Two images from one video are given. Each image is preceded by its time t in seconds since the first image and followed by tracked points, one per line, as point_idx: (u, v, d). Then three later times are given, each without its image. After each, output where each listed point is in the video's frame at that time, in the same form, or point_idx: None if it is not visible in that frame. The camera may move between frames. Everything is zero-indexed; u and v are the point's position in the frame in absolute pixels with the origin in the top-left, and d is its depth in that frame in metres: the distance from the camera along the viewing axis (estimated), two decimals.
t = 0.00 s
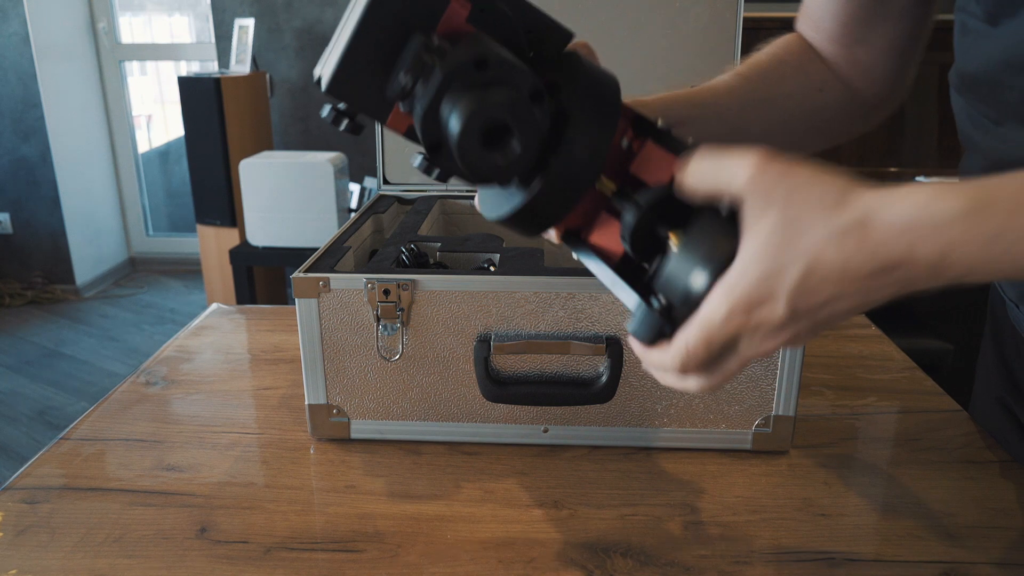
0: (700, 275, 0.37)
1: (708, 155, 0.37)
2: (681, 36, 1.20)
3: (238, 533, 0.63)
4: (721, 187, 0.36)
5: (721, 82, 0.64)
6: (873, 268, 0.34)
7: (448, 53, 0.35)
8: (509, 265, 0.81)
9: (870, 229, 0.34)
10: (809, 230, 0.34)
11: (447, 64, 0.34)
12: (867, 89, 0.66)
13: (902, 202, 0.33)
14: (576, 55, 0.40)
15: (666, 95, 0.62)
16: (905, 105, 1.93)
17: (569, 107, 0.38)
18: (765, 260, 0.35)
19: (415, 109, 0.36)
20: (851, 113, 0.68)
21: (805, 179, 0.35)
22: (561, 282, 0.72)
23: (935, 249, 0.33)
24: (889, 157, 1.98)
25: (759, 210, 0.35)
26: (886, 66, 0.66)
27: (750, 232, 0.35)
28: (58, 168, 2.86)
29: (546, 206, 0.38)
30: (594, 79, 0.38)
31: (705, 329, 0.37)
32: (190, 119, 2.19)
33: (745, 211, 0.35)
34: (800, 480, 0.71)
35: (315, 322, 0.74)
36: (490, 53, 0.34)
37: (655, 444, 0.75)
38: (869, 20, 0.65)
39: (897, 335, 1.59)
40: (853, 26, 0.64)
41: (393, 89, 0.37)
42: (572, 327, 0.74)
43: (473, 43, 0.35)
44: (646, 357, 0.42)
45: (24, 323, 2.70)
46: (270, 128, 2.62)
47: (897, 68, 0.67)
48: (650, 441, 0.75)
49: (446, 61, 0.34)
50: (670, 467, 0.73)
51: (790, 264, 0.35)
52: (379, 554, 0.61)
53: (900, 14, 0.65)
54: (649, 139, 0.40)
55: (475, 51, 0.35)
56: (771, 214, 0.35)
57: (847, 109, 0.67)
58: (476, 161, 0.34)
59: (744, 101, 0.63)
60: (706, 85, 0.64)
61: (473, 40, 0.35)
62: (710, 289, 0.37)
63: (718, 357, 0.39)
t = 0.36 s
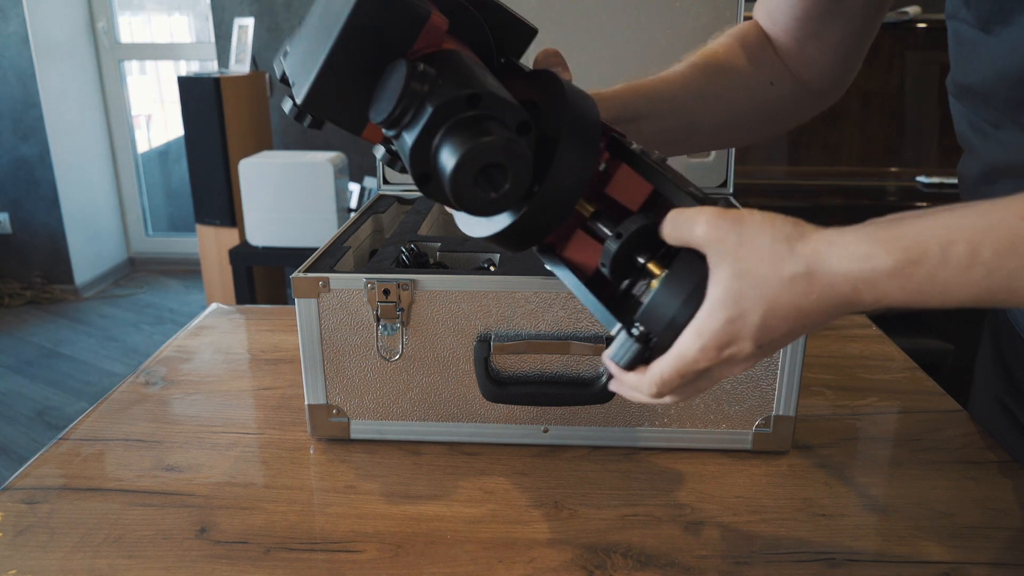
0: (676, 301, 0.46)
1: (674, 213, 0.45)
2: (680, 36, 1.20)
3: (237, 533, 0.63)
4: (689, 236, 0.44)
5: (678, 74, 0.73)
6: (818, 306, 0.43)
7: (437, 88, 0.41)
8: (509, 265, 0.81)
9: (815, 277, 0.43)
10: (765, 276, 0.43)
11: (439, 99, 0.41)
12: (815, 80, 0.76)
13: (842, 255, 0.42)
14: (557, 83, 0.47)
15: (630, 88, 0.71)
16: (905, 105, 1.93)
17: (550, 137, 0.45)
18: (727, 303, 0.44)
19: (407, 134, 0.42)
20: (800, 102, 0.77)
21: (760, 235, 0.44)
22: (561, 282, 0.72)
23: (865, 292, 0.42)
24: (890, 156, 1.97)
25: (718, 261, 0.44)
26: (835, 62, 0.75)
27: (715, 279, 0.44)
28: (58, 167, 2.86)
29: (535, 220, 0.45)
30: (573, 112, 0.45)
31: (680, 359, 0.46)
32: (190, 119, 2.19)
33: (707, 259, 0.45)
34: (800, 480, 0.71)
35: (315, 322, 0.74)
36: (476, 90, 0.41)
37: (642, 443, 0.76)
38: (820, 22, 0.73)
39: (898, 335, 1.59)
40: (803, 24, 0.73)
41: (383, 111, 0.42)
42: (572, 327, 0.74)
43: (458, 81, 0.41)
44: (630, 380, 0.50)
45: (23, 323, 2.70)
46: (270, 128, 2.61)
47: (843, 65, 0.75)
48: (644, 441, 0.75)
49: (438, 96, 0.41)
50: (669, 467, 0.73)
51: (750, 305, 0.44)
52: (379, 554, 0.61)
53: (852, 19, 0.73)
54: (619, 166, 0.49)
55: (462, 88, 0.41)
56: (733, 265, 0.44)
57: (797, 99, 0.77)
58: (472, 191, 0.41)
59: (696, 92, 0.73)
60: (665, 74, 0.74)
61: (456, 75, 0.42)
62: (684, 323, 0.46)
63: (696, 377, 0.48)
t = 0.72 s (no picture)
0: (665, 300, 0.47)
1: (664, 209, 0.45)
2: (680, 35, 1.20)
3: (237, 533, 0.63)
4: (677, 235, 0.45)
5: (665, 71, 0.74)
6: (804, 305, 0.44)
7: (428, 82, 0.41)
8: (509, 265, 0.81)
9: (800, 276, 0.43)
10: (750, 275, 0.44)
11: (430, 93, 0.41)
12: (802, 79, 0.75)
13: (826, 255, 0.42)
14: (547, 77, 0.47)
15: (620, 83, 0.71)
16: (906, 104, 1.93)
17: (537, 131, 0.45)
18: (712, 302, 0.44)
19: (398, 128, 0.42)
20: (788, 101, 0.77)
21: (745, 235, 0.44)
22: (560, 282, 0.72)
23: (850, 290, 0.42)
24: (890, 156, 1.97)
25: (705, 260, 0.45)
26: (824, 59, 0.74)
27: (700, 278, 0.45)
28: (58, 167, 2.86)
29: (522, 219, 0.46)
30: (564, 106, 0.45)
31: (666, 359, 0.46)
32: (190, 119, 2.19)
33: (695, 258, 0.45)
34: (800, 480, 0.71)
35: (315, 322, 0.74)
36: (467, 84, 0.41)
37: (641, 444, 0.75)
38: (807, 21, 0.72)
39: (898, 334, 1.59)
40: (792, 22, 0.73)
41: (372, 104, 0.42)
42: (572, 327, 0.74)
43: (450, 75, 0.41)
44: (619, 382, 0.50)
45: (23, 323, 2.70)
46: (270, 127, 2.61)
47: (831, 64, 0.75)
48: (644, 441, 0.75)
49: (429, 90, 0.41)
50: (668, 467, 0.73)
51: (734, 305, 0.44)
52: (379, 554, 0.61)
53: (842, 17, 0.72)
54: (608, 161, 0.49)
55: (452, 82, 0.41)
56: (718, 265, 0.44)
57: (785, 97, 0.76)
58: (464, 186, 0.41)
59: (683, 89, 0.73)
60: (653, 71, 0.74)
61: (448, 69, 0.42)
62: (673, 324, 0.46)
63: (682, 376, 0.48)
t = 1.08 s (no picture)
0: (671, 309, 0.46)
1: (665, 217, 0.45)
2: (680, 35, 1.20)
3: (237, 533, 0.63)
4: (680, 242, 0.44)
5: (664, 71, 0.73)
6: (809, 309, 0.44)
7: (431, 88, 0.41)
8: (509, 265, 0.81)
9: (806, 281, 0.43)
10: (756, 280, 0.44)
11: (433, 100, 0.41)
12: (801, 79, 0.76)
13: (832, 260, 0.42)
14: (548, 80, 0.47)
15: (620, 83, 0.71)
16: (906, 104, 1.93)
17: (540, 136, 0.46)
18: (718, 308, 0.44)
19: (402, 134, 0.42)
20: (786, 102, 0.77)
21: (751, 240, 0.44)
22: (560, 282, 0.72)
23: (855, 294, 0.42)
24: (889, 156, 1.97)
25: (711, 265, 0.44)
26: (821, 58, 0.74)
27: (706, 284, 0.45)
28: (59, 167, 2.86)
29: (524, 223, 0.45)
30: (565, 110, 0.45)
31: (672, 364, 0.47)
32: (190, 119, 2.19)
33: (699, 262, 0.45)
34: (800, 480, 0.71)
35: (315, 322, 0.74)
36: (470, 90, 0.41)
37: (640, 443, 0.76)
38: (806, 22, 0.72)
39: (898, 334, 1.59)
40: (790, 23, 0.73)
41: (374, 110, 0.42)
42: (572, 327, 0.74)
43: (452, 81, 0.41)
44: (622, 385, 0.50)
45: (23, 323, 2.70)
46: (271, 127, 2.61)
47: (829, 64, 0.75)
48: (644, 441, 0.75)
49: (432, 97, 0.41)
50: (668, 466, 0.73)
51: (740, 310, 0.44)
52: (379, 554, 0.61)
53: (841, 18, 0.72)
54: (610, 165, 0.49)
55: (455, 88, 0.41)
56: (724, 271, 0.44)
57: (784, 97, 0.76)
58: (469, 193, 0.41)
59: (682, 89, 0.73)
60: (651, 71, 0.74)
61: (450, 74, 0.42)
62: (679, 328, 0.46)
63: (688, 379, 0.49)
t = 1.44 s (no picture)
0: (670, 308, 0.46)
1: (661, 220, 0.44)
2: (680, 34, 1.20)
3: (237, 533, 0.63)
4: (679, 244, 0.44)
5: (665, 70, 0.73)
6: (809, 308, 0.43)
7: (432, 86, 0.41)
8: (509, 265, 0.81)
9: (806, 280, 0.43)
10: (755, 279, 0.43)
11: (434, 98, 0.41)
12: (803, 79, 0.75)
13: (832, 259, 0.42)
14: (549, 78, 0.47)
15: (621, 83, 0.71)
16: (907, 104, 1.93)
17: (541, 134, 0.46)
18: (718, 308, 0.44)
19: (402, 132, 0.42)
20: (788, 101, 0.77)
21: (750, 240, 0.44)
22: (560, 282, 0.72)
23: (855, 293, 0.42)
24: (890, 156, 1.97)
25: (711, 265, 0.44)
26: (823, 57, 0.74)
27: (705, 284, 0.45)
28: (58, 167, 2.86)
29: (524, 222, 0.46)
30: (566, 108, 0.45)
31: (672, 363, 0.46)
32: (190, 119, 2.19)
33: (698, 262, 0.45)
34: (800, 480, 0.71)
35: (315, 322, 0.74)
36: (471, 88, 0.41)
37: (640, 444, 0.75)
38: (809, 20, 0.72)
39: (898, 334, 1.59)
40: (793, 22, 0.73)
41: (375, 108, 0.42)
42: (572, 327, 0.74)
43: (453, 79, 0.41)
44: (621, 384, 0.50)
45: (23, 323, 2.70)
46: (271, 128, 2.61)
47: (832, 64, 0.75)
48: (644, 441, 0.75)
49: (433, 95, 0.41)
50: (668, 467, 0.73)
51: (740, 310, 0.44)
52: (380, 554, 0.61)
53: (843, 17, 0.72)
54: (611, 163, 0.49)
55: (457, 86, 0.41)
56: (724, 271, 0.44)
57: (786, 97, 0.76)
58: (469, 192, 0.41)
59: (684, 88, 0.73)
60: (653, 70, 0.74)
61: (451, 72, 0.42)
62: (678, 328, 0.46)
63: (687, 379, 0.48)
